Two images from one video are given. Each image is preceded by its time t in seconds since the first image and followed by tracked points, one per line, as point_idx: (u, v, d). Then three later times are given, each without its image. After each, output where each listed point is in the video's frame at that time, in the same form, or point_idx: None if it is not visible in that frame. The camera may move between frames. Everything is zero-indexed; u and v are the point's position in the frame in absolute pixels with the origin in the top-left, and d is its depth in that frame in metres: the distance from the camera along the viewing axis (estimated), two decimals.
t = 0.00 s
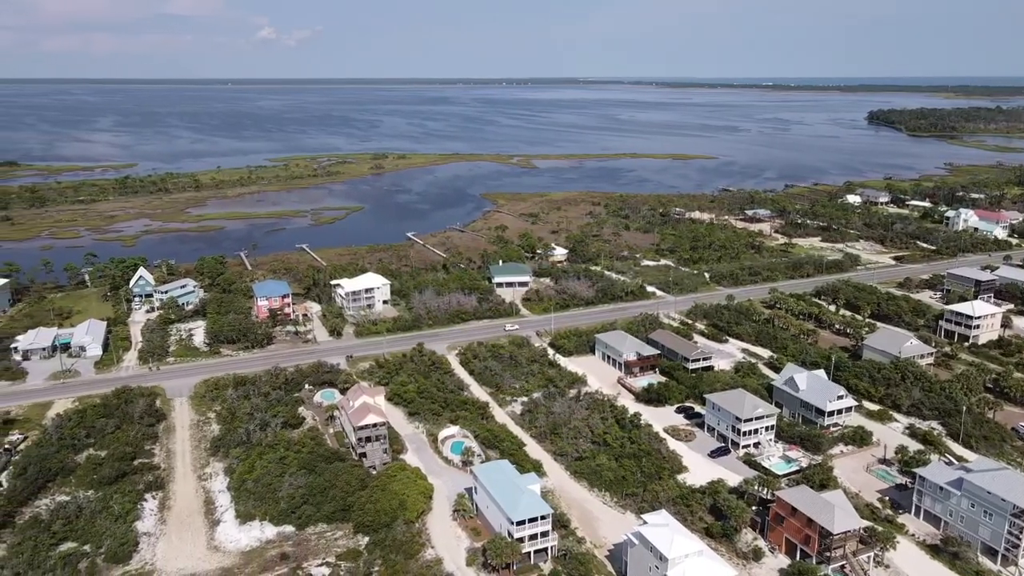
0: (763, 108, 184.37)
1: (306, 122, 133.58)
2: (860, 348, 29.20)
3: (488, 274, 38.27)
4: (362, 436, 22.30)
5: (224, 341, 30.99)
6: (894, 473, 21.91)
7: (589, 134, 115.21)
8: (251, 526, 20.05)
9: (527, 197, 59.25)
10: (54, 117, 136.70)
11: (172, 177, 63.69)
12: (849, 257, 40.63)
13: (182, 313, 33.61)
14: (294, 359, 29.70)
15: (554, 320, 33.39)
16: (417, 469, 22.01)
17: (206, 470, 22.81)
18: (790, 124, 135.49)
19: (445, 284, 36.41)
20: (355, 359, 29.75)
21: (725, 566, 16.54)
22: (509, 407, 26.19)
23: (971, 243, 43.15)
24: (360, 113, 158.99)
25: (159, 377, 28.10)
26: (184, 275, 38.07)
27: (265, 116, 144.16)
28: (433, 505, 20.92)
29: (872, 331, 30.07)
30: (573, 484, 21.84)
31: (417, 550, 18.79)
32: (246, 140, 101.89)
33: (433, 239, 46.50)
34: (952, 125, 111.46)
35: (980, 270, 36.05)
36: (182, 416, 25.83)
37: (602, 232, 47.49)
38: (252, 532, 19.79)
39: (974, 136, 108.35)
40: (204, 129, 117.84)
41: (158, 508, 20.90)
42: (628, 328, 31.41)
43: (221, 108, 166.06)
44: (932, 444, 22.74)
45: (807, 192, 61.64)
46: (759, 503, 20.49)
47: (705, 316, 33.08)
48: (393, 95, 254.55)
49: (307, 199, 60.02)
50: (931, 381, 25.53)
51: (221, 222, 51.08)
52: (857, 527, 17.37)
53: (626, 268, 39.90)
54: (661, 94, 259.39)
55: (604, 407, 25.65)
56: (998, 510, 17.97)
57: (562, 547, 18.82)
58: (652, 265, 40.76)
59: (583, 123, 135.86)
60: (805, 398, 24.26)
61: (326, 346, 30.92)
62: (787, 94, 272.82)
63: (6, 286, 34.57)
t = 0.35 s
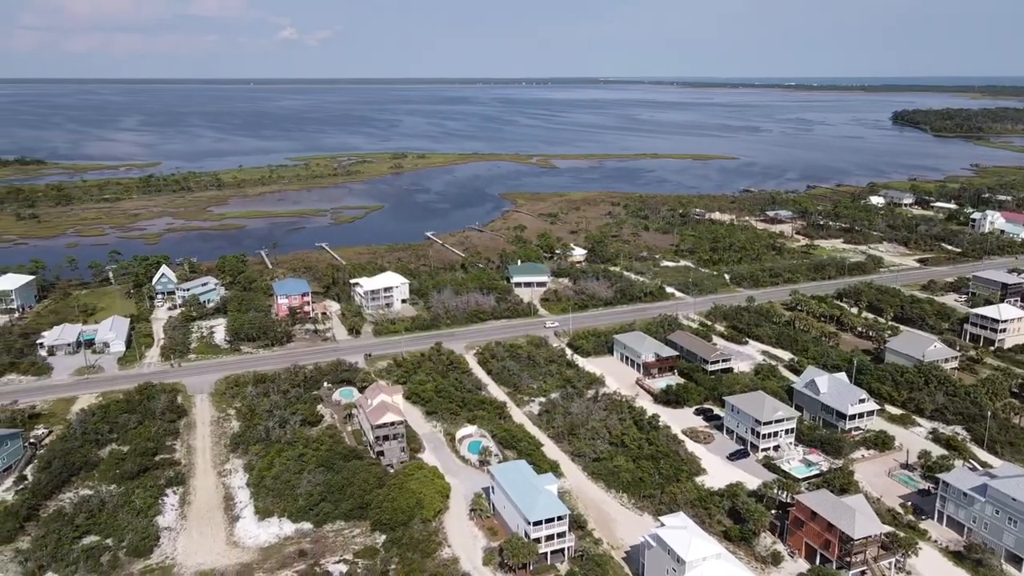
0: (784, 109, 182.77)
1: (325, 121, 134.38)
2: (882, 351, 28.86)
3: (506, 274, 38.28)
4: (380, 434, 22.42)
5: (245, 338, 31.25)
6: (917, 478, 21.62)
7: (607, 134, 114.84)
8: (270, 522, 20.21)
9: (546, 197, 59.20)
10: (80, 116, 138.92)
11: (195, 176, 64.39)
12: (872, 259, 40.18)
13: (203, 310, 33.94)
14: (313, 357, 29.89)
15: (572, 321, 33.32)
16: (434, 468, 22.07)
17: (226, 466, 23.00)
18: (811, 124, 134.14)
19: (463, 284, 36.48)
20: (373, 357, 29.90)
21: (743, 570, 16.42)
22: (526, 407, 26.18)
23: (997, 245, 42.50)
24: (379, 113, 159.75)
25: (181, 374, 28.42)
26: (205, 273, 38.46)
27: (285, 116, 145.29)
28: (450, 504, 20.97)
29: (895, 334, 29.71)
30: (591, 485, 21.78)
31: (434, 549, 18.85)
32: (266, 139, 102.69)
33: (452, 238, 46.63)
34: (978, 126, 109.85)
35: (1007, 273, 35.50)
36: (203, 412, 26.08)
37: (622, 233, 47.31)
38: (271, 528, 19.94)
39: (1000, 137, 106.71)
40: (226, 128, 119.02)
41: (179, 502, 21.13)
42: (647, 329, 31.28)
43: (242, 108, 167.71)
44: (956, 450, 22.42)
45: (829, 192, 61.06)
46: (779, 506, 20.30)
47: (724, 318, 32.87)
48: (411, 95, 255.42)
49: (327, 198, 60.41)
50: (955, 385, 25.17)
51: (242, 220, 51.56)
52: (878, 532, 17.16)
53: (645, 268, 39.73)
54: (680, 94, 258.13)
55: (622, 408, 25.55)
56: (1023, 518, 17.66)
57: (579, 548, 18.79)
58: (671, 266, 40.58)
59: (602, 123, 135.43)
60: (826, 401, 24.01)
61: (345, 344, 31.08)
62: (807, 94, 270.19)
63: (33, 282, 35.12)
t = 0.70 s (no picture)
0: (803, 109, 181.38)
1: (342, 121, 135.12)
2: (903, 355, 28.55)
3: (523, 274, 38.27)
4: (396, 433, 22.52)
5: (263, 336, 31.48)
6: (937, 483, 21.34)
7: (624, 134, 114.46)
8: (286, 519, 20.32)
9: (563, 197, 59.12)
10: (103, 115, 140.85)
11: (214, 175, 64.98)
12: (893, 261, 39.74)
13: (222, 308, 34.24)
14: (330, 355, 30.05)
15: (589, 321, 33.24)
16: (450, 468, 22.12)
17: (243, 463, 23.17)
18: (831, 124, 132.96)
19: (480, 283, 36.53)
20: (390, 356, 30.01)
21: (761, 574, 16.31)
22: (542, 407, 26.16)
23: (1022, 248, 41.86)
24: (396, 112, 160.35)
25: (199, 371, 28.68)
26: (224, 271, 38.76)
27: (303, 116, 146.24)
28: (466, 504, 20.99)
29: (916, 337, 29.37)
30: (606, 486, 21.72)
31: (450, 548, 18.88)
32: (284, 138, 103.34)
33: (469, 237, 46.71)
34: (1002, 127, 108.29)
35: None
36: (222, 409, 26.31)
37: (639, 233, 47.14)
38: (287, 525, 20.06)
39: None
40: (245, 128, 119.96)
41: (197, 498, 21.33)
42: (664, 330, 31.14)
43: (260, 107, 169.05)
44: (978, 455, 22.12)
45: (850, 194, 60.47)
46: (796, 510, 20.13)
47: (742, 319, 32.66)
48: (427, 95, 255.89)
49: (345, 197, 60.71)
50: (977, 390, 24.85)
51: (261, 219, 51.93)
52: (898, 538, 16.96)
53: (662, 269, 39.56)
54: (697, 94, 256.68)
55: (639, 409, 25.46)
56: None
57: (594, 549, 18.73)
58: (689, 267, 40.37)
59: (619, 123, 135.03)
60: (845, 404, 23.78)
61: (362, 343, 31.21)
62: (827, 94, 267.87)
63: (56, 279, 35.59)
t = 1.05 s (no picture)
0: (823, 109, 179.79)
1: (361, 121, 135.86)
2: (926, 358, 28.18)
3: (541, 274, 38.23)
4: (414, 432, 22.60)
5: (282, 334, 31.71)
6: (961, 489, 21.01)
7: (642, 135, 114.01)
8: (304, 516, 20.44)
9: (581, 198, 58.99)
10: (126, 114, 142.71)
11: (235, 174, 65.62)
12: (917, 263, 39.23)
13: (242, 306, 34.54)
14: (349, 354, 30.21)
15: (607, 322, 33.14)
16: (467, 467, 22.15)
17: (262, 460, 23.34)
18: (852, 125, 131.58)
19: (498, 283, 36.57)
20: (408, 355, 30.10)
21: None
22: (560, 408, 26.13)
23: None
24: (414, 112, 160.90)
25: (219, 368, 28.96)
26: (245, 270, 39.10)
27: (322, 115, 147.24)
28: (482, 503, 21.00)
29: (940, 341, 28.97)
30: (623, 487, 21.63)
31: (466, 547, 18.90)
32: (303, 138, 104.02)
33: (487, 237, 46.79)
34: None
35: None
36: (241, 406, 26.54)
37: (658, 234, 46.92)
38: (305, 522, 20.17)
39: None
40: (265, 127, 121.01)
41: (217, 494, 21.52)
42: (683, 332, 30.98)
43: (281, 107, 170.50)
44: (1002, 461, 21.76)
45: (872, 195, 59.78)
46: (816, 514, 19.92)
47: (762, 321, 32.40)
48: (446, 95, 256.85)
49: (364, 196, 61.01)
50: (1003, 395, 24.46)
51: (280, 218, 52.32)
52: (919, 544, 16.73)
53: (681, 270, 39.35)
54: (716, 94, 255.37)
55: (657, 411, 25.36)
56: None
57: (611, 551, 18.66)
58: (708, 268, 40.11)
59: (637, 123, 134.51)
60: (866, 408, 23.50)
61: (380, 342, 31.35)
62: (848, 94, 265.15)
63: (81, 276, 36.11)
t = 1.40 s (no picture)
0: (843, 109, 178.30)
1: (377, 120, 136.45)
2: (948, 362, 27.83)
3: (558, 274, 38.20)
4: (429, 431, 22.66)
5: (299, 332, 31.90)
6: (982, 495, 20.71)
7: (660, 135, 113.55)
8: (320, 513, 20.54)
9: (598, 198, 58.87)
10: (146, 113, 144.34)
11: (254, 173, 66.16)
12: (939, 266, 38.76)
13: (261, 304, 34.80)
14: (366, 352, 30.35)
15: (624, 322, 33.04)
16: (483, 466, 22.18)
17: (279, 457, 23.50)
18: (872, 126, 130.24)
19: (514, 283, 36.59)
20: (424, 354, 30.18)
21: None
22: (576, 408, 26.08)
23: None
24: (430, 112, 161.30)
25: (238, 366, 29.19)
26: (263, 268, 39.41)
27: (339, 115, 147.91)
28: (497, 502, 21.01)
29: (963, 344, 28.60)
30: (640, 489, 21.54)
31: (481, 547, 18.92)
32: (320, 138, 104.65)
33: (504, 237, 46.83)
34: None
35: None
36: (259, 404, 26.73)
37: (676, 235, 46.71)
38: (322, 520, 20.28)
39: None
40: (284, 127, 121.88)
41: (234, 490, 21.69)
42: (700, 333, 30.81)
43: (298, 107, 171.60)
44: None
45: (894, 196, 59.16)
46: (834, 518, 19.72)
47: (780, 323, 32.16)
48: (461, 95, 257.13)
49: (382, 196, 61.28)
50: None
51: (298, 217, 52.69)
52: (940, 549, 16.51)
53: (699, 271, 39.13)
54: (734, 94, 253.41)
55: (674, 412, 25.25)
56: None
57: (626, 552, 18.58)
58: (726, 269, 39.87)
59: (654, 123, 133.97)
60: (886, 411, 23.24)
61: (396, 341, 31.46)
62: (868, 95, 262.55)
63: (103, 274, 36.58)
